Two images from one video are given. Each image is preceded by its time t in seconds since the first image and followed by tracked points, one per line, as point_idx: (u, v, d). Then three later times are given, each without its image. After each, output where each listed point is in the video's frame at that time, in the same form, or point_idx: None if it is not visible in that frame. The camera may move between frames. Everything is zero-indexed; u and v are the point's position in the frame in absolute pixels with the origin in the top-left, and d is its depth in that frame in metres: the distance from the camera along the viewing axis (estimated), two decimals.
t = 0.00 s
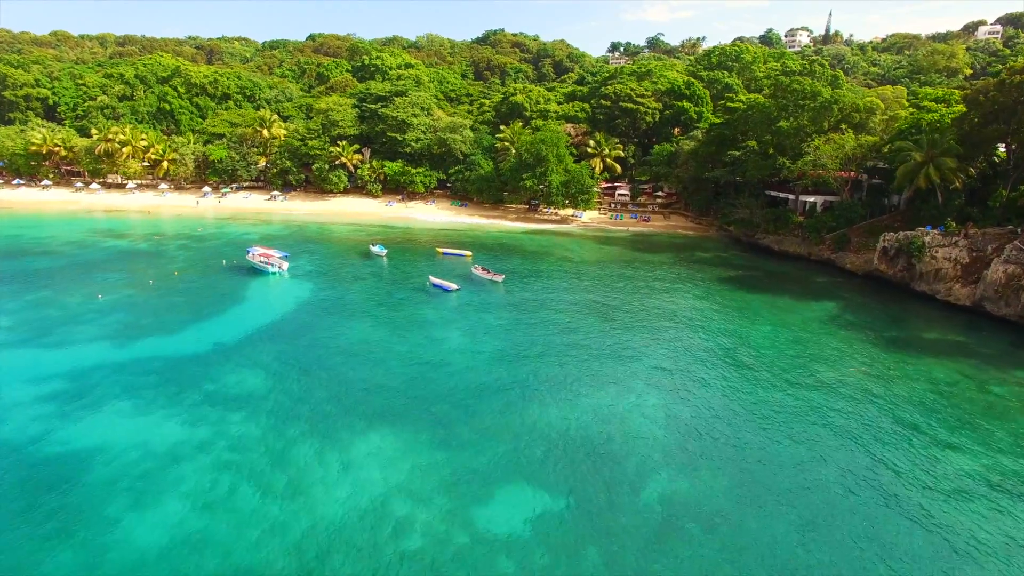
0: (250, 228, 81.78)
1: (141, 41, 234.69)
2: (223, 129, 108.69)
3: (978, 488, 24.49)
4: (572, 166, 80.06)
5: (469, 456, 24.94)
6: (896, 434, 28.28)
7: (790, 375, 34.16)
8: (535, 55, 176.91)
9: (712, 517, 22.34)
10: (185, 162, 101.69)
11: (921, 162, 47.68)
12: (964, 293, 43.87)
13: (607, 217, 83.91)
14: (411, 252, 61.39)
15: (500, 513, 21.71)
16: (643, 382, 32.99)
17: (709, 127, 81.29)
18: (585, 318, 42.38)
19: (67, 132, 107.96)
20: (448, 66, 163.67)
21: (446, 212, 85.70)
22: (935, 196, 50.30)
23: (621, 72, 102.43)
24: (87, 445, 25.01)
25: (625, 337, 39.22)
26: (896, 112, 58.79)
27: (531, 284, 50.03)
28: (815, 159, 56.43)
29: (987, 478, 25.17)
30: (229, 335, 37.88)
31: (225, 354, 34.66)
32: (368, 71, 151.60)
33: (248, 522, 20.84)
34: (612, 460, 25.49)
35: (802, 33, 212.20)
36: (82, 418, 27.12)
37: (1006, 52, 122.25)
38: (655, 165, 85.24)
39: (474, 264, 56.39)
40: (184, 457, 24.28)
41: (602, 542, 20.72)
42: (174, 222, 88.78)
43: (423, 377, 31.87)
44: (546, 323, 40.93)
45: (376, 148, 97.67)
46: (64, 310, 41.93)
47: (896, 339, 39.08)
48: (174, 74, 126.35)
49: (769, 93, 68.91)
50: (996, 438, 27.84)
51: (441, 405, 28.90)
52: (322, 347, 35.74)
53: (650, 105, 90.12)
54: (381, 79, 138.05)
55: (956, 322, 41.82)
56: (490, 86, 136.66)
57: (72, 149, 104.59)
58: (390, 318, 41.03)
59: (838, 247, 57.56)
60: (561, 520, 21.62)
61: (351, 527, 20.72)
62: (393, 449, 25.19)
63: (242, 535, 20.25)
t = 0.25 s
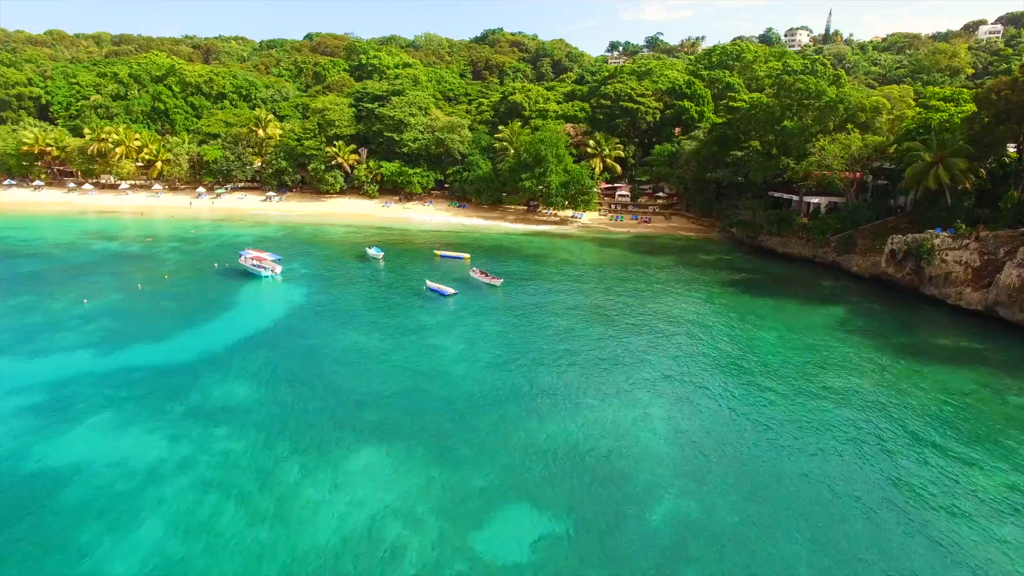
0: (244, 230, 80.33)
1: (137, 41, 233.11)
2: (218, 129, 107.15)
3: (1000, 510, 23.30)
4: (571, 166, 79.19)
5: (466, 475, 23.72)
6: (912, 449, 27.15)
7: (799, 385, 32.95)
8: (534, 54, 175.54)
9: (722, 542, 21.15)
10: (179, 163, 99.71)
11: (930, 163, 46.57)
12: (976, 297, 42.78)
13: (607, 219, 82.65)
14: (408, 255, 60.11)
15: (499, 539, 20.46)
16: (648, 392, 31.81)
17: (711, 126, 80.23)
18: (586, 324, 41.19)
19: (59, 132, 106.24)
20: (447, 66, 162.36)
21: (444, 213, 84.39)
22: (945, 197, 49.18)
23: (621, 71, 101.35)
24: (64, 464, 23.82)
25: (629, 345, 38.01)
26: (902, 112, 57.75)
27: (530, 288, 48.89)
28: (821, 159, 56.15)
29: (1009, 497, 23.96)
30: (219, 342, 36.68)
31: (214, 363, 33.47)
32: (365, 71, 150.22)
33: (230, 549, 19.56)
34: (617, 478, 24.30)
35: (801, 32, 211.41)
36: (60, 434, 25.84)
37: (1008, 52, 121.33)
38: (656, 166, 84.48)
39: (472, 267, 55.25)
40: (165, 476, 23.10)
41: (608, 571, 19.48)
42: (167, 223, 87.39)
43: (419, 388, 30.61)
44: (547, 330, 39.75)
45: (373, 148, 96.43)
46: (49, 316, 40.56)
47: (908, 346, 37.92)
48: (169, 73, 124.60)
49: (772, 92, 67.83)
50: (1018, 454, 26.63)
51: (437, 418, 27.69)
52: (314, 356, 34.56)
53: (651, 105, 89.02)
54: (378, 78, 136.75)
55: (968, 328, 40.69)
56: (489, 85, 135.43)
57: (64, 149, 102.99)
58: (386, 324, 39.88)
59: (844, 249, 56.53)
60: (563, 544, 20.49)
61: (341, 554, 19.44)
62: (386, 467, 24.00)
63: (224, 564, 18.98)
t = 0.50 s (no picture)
0: (239, 232, 78.98)
1: (133, 40, 231.43)
2: (213, 129, 105.46)
3: None
4: (571, 167, 78.23)
5: (465, 495, 22.47)
6: (935, 465, 25.77)
7: (810, 394, 31.77)
8: (533, 53, 174.25)
9: (734, 567, 19.96)
10: (173, 163, 98.21)
11: (941, 164, 45.50)
12: (989, 301, 41.70)
13: (608, 220, 81.45)
14: (406, 257, 58.89)
15: (499, 567, 19.20)
16: (656, 404, 30.44)
17: (713, 126, 79.11)
18: (588, 330, 39.99)
19: (51, 131, 104.66)
20: (445, 65, 161.09)
21: (442, 214, 83.13)
22: (955, 198, 48.07)
23: (622, 70, 100.25)
24: (36, 483, 22.47)
25: (633, 352, 36.65)
26: (910, 111, 56.65)
27: (530, 292, 47.61)
28: (826, 159, 55.02)
29: None
30: (207, 349, 35.32)
31: (200, 372, 32.12)
32: (363, 70, 148.87)
33: None
34: (624, 497, 23.06)
35: (801, 31, 210.55)
36: (36, 451, 24.51)
37: (1010, 51, 120.46)
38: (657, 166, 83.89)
39: (470, 269, 53.98)
40: (143, 497, 21.77)
41: None
42: (161, 225, 85.92)
43: (415, 399, 29.37)
44: (548, 337, 38.41)
45: (370, 148, 95.13)
46: (33, 323, 39.20)
47: (921, 353, 36.78)
48: (164, 73, 122.98)
49: (776, 91, 66.68)
50: None
51: (434, 432, 26.46)
52: (306, 365, 33.24)
53: (651, 104, 87.92)
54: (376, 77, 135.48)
55: (981, 333, 39.57)
56: (487, 85, 134.23)
57: (57, 149, 101.47)
58: (381, 331, 38.55)
59: (851, 252, 55.41)
60: (567, 571, 19.28)
61: None
62: (380, 487, 22.67)
63: None
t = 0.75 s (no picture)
0: (234, 233, 77.59)
1: (129, 39, 229.79)
2: (208, 128, 103.66)
3: None
4: (571, 167, 77.03)
5: (463, 518, 21.20)
6: (962, 483, 24.43)
7: (822, 405, 30.53)
8: (532, 53, 172.99)
9: None
10: (167, 163, 96.69)
11: (953, 164, 44.18)
12: (1003, 306, 40.52)
13: (609, 221, 80.20)
14: (403, 260, 57.61)
15: None
16: (663, 417, 29.10)
17: (715, 126, 77.86)
18: (591, 336, 38.74)
19: (44, 131, 103.09)
20: (443, 64, 159.75)
21: (440, 215, 81.85)
22: (966, 199, 46.85)
23: (623, 69, 99.06)
24: (5, 507, 21.09)
25: (639, 361, 35.36)
26: (918, 110, 55.46)
27: (530, 297, 46.28)
28: (833, 159, 53.79)
29: None
30: (195, 358, 33.96)
31: (185, 383, 30.74)
32: (361, 69, 147.40)
33: None
34: (630, 519, 21.80)
35: (801, 31, 209.49)
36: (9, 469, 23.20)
37: (1014, 50, 119.47)
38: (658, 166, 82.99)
39: (469, 273, 52.65)
40: (120, 521, 20.44)
41: None
42: (155, 226, 84.34)
43: (411, 412, 28.09)
44: (549, 344, 37.07)
45: (367, 148, 93.77)
46: (16, 329, 37.82)
47: (935, 360, 35.58)
48: (159, 71, 121.33)
49: (781, 90, 65.45)
50: None
51: (431, 448, 25.20)
52: (298, 375, 31.89)
53: (653, 104, 86.75)
54: (373, 76, 134.16)
55: (997, 339, 38.37)
56: (487, 84, 132.97)
57: (49, 149, 99.85)
58: (376, 338, 37.22)
59: (858, 254, 54.20)
60: None
61: None
62: (374, 510, 21.34)
63: None
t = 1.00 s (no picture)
0: (228, 234, 76.19)
1: (126, 39, 228.28)
2: (202, 128, 102.34)
3: None
4: (572, 167, 75.79)
5: (461, 545, 19.86)
6: (988, 504, 23.12)
7: (837, 418, 29.19)
8: (531, 52, 171.73)
9: None
10: (162, 163, 95.18)
11: (966, 164, 43.59)
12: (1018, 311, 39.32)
13: (610, 222, 78.89)
14: (400, 262, 56.28)
15: None
16: (671, 431, 27.75)
17: (718, 125, 76.60)
18: (593, 343, 37.40)
19: (36, 131, 101.52)
20: (442, 64, 158.42)
21: (438, 216, 80.52)
22: (979, 201, 45.77)
23: (624, 68, 97.84)
24: None
25: (644, 371, 33.85)
26: (927, 109, 54.34)
27: (531, 301, 44.93)
28: (840, 159, 52.55)
29: None
30: (182, 369, 32.53)
31: (169, 396, 29.36)
32: (358, 69, 146.00)
33: None
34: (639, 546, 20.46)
35: (802, 30, 208.34)
36: None
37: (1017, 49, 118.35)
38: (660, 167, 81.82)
39: (468, 276, 51.32)
40: (93, 551, 19.10)
41: None
42: (148, 228, 82.87)
43: (407, 427, 26.74)
44: (551, 353, 35.63)
45: (365, 149, 92.39)
46: None
47: (951, 369, 34.32)
48: (154, 71, 119.81)
49: (785, 89, 64.29)
50: None
51: (427, 467, 23.86)
52: (288, 386, 30.49)
53: (654, 103, 85.55)
54: (371, 76, 132.82)
55: (1014, 346, 37.12)
56: (486, 83, 131.70)
57: (42, 149, 98.32)
58: (371, 346, 35.84)
59: (866, 257, 52.94)
60: None
61: None
62: (364, 539, 19.89)
63: None
